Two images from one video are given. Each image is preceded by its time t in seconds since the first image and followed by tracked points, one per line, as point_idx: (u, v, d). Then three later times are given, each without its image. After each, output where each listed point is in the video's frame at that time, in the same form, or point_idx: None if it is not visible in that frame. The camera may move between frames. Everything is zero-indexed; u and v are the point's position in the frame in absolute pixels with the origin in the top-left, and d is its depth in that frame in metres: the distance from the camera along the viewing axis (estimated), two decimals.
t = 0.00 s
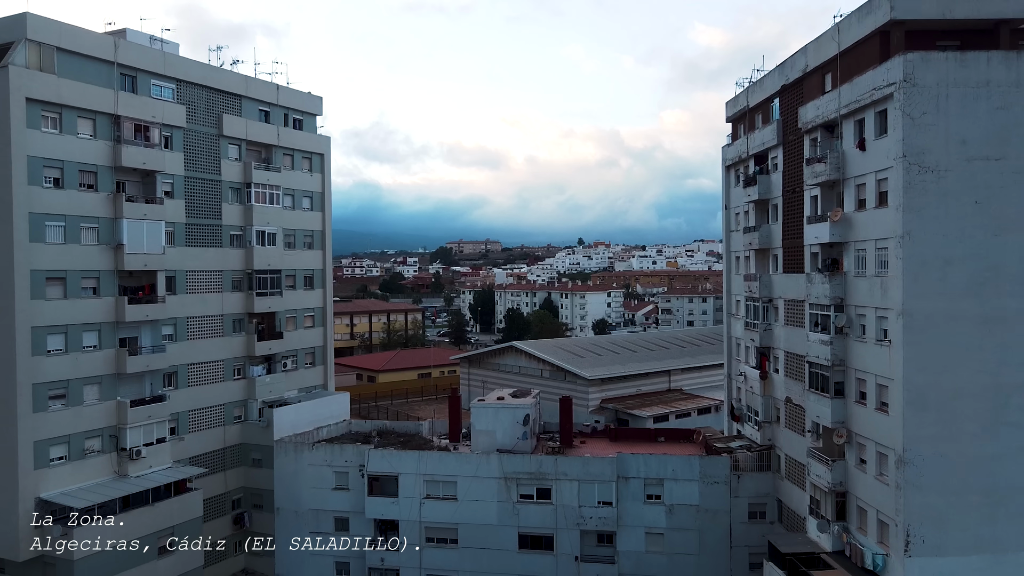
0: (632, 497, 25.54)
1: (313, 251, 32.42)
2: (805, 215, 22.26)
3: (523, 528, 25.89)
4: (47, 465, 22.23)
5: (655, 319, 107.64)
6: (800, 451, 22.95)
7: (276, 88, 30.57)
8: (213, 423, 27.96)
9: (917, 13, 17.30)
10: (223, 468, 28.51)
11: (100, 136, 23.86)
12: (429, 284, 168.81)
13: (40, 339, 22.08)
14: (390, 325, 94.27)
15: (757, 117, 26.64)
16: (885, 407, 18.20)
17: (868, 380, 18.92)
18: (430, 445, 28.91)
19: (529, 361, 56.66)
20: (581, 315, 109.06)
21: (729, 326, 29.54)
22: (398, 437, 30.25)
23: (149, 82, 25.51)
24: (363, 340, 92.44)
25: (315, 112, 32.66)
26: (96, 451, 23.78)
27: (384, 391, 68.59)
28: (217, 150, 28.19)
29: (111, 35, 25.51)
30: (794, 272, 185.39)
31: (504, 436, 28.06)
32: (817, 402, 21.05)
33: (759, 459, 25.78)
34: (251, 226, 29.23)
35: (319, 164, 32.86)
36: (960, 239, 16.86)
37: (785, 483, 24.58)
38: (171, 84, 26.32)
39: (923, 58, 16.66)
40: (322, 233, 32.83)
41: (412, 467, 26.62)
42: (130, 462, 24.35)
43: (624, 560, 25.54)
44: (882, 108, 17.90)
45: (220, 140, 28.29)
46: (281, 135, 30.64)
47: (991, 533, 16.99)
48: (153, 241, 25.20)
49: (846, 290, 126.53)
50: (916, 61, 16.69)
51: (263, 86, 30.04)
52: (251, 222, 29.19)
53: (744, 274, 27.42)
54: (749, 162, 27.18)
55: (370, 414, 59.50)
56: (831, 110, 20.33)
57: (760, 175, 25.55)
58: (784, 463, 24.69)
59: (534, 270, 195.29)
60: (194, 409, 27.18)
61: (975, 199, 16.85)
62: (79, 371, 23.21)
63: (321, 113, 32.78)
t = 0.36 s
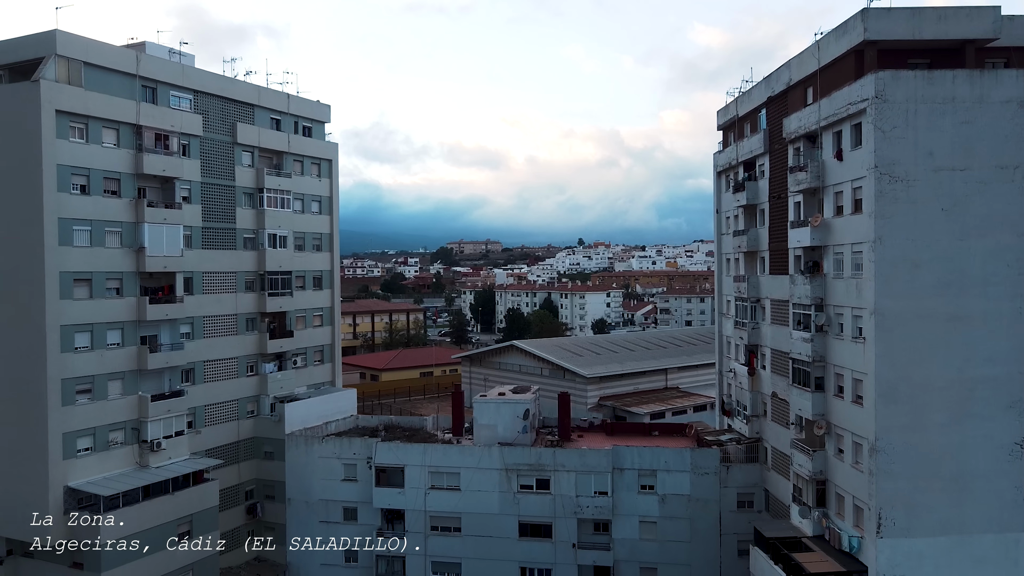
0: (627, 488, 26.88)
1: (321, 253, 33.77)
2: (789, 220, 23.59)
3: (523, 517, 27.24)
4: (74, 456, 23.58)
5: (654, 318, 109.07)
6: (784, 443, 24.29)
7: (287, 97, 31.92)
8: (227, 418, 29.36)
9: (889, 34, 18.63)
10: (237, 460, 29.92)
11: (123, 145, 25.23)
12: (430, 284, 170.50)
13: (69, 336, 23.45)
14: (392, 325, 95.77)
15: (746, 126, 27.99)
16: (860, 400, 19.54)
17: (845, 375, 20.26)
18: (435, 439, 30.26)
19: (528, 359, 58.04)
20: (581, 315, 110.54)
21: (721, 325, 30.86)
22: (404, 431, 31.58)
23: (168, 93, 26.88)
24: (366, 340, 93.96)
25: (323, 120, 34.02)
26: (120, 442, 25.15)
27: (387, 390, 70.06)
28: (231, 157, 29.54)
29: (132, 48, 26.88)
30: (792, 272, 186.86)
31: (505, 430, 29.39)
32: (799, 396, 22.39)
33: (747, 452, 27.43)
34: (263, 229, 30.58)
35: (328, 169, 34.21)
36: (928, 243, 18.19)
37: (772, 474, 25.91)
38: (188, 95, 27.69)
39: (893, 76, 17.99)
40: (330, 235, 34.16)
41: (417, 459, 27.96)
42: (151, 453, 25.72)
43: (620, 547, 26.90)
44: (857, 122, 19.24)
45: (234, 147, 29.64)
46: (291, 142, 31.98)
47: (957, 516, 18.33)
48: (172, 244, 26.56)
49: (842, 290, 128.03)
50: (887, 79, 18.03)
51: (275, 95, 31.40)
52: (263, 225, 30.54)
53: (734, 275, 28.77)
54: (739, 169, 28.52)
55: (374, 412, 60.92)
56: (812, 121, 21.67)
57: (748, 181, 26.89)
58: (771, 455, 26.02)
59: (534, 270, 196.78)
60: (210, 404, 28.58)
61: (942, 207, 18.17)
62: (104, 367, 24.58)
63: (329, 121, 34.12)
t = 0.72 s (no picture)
0: (622, 479, 28.20)
1: (329, 254, 35.11)
2: (775, 224, 24.93)
3: (523, 507, 28.55)
4: (98, 447, 24.92)
5: (652, 318, 110.42)
6: (771, 436, 25.63)
7: (296, 105, 33.26)
8: (240, 412, 30.71)
9: (865, 51, 19.96)
10: (249, 453, 31.29)
11: (143, 152, 26.58)
12: (431, 284, 172.05)
13: (93, 334, 24.77)
14: (394, 325, 97.16)
15: (736, 134, 29.33)
16: (838, 393, 20.87)
17: (825, 371, 21.57)
18: (438, 433, 31.58)
19: (528, 358, 59.33)
20: (580, 315, 111.91)
21: (712, 324, 32.15)
22: (409, 426, 32.90)
23: (185, 103, 28.22)
24: (368, 339, 95.40)
25: (331, 126, 35.36)
26: (140, 435, 26.52)
27: (389, 389, 71.42)
28: (244, 163, 30.87)
29: (151, 60, 28.23)
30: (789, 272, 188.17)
31: (505, 424, 30.69)
32: (784, 390, 23.71)
33: (737, 444, 28.75)
34: (274, 232, 31.92)
35: (335, 174, 35.56)
36: (900, 247, 19.52)
37: (759, 465, 27.25)
38: (204, 104, 29.04)
39: (868, 91, 19.31)
40: (337, 237, 35.50)
41: (422, 452, 29.28)
42: (169, 445, 27.07)
43: (615, 535, 28.23)
44: (836, 133, 20.55)
45: (246, 154, 30.97)
46: (301, 148, 33.33)
47: (927, 501, 19.63)
48: (189, 246, 27.88)
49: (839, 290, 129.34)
50: (862, 94, 19.34)
51: (285, 103, 32.75)
52: (274, 228, 31.88)
53: (725, 276, 30.09)
54: (729, 175, 29.85)
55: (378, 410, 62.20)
56: (795, 132, 23.00)
57: (738, 187, 28.20)
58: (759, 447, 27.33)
59: (535, 271, 198.20)
60: (224, 399, 29.93)
61: (913, 213, 19.49)
62: (126, 363, 25.92)
63: (337, 127, 35.47)
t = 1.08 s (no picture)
0: (618, 471, 29.39)
1: (336, 255, 36.28)
2: (763, 226, 26.10)
3: (523, 498, 29.73)
4: (117, 440, 26.12)
5: (651, 318, 111.68)
6: (760, 429, 26.80)
7: (304, 112, 34.43)
8: (250, 407, 31.90)
9: (846, 65, 21.13)
10: (259, 447, 32.50)
11: (160, 158, 27.79)
12: (432, 284, 173.37)
13: (113, 332, 25.98)
14: (396, 324, 98.44)
15: (728, 140, 30.49)
16: (821, 387, 22.05)
17: (810, 366, 22.74)
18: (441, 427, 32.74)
19: (528, 357, 60.49)
20: (580, 315, 113.14)
21: (706, 323, 33.30)
22: (412, 421, 34.06)
23: (199, 110, 29.42)
24: (370, 339, 96.68)
25: (338, 131, 36.56)
26: (156, 428, 27.72)
27: (391, 387, 72.67)
28: (254, 168, 32.06)
29: (166, 69, 29.40)
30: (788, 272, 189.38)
31: (506, 419, 31.83)
32: (771, 385, 24.89)
33: (728, 437, 29.99)
34: (283, 234, 33.10)
35: (341, 177, 36.73)
36: (879, 249, 20.70)
37: (750, 458, 28.45)
38: (217, 111, 30.23)
39: (848, 102, 20.50)
40: (343, 239, 36.67)
41: (425, 445, 30.44)
42: (184, 438, 28.27)
43: (611, 525, 29.42)
44: (819, 141, 21.73)
45: (257, 158, 32.16)
46: (308, 153, 34.51)
47: (904, 489, 20.80)
48: (203, 248, 29.08)
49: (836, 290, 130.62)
50: (843, 105, 20.52)
51: (294, 109, 33.94)
52: (283, 230, 33.05)
53: (717, 277, 31.25)
54: (721, 179, 31.01)
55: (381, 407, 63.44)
56: (782, 139, 24.18)
57: (729, 191, 29.36)
58: (749, 441, 28.52)
59: (535, 271, 199.44)
60: (235, 394, 31.12)
61: (890, 217, 20.68)
62: (143, 360, 27.10)
63: (343, 132, 36.63)
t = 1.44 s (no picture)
0: (613, 464, 30.68)
1: (342, 257, 37.58)
2: (752, 229, 27.38)
3: (523, 489, 31.02)
4: (136, 432, 27.42)
5: (650, 318, 113.06)
6: (748, 423, 28.10)
7: (312, 118, 35.74)
8: (260, 402, 33.22)
9: (827, 78, 22.43)
10: (269, 441, 33.82)
11: (176, 164, 29.09)
12: (432, 284, 174.83)
13: (132, 330, 27.30)
14: (397, 324, 99.83)
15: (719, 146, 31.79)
16: (804, 382, 23.35)
17: (794, 362, 24.03)
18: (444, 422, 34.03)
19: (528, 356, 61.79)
20: (579, 315, 114.46)
21: (699, 322, 34.58)
22: (416, 416, 35.34)
23: (213, 118, 30.74)
24: (372, 338, 98.07)
25: (344, 137, 37.87)
26: (172, 422, 29.03)
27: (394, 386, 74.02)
28: (265, 173, 33.37)
29: (181, 78, 30.72)
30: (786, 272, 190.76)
31: (506, 414, 33.12)
32: (759, 380, 26.18)
33: (720, 431, 31.34)
34: (292, 236, 34.40)
35: (347, 181, 38.04)
36: (858, 252, 21.99)
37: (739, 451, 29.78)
38: (229, 119, 31.54)
39: (828, 114, 21.80)
40: (349, 241, 37.96)
41: (429, 439, 31.73)
42: (199, 432, 29.58)
43: (607, 515, 30.71)
44: (801, 150, 23.03)
45: (267, 164, 33.47)
46: (316, 158, 35.82)
47: (882, 478, 22.07)
48: (216, 250, 30.38)
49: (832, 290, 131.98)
50: (823, 117, 21.82)
51: (302, 116, 35.25)
52: (292, 232, 34.35)
53: (710, 277, 32.54)
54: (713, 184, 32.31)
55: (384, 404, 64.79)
56: (768, 147, 25.47)
57: (720, 195, 30.67)
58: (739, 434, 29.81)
59: (535, 271, 200.82)
60: (246, 390, 32.43)
61: (868, 222, 21.97)
62: (160, 357, 28.40)
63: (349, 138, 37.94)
